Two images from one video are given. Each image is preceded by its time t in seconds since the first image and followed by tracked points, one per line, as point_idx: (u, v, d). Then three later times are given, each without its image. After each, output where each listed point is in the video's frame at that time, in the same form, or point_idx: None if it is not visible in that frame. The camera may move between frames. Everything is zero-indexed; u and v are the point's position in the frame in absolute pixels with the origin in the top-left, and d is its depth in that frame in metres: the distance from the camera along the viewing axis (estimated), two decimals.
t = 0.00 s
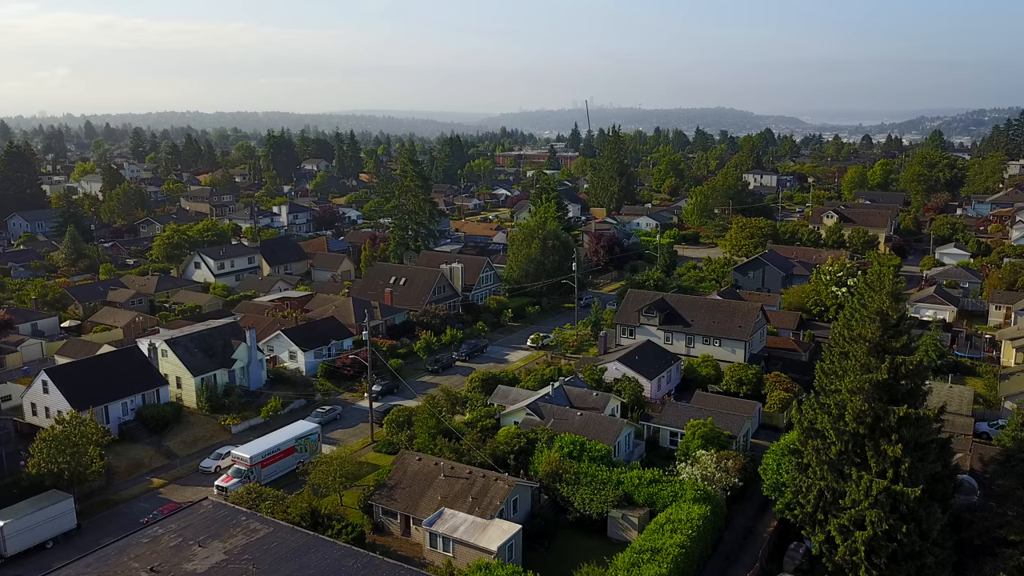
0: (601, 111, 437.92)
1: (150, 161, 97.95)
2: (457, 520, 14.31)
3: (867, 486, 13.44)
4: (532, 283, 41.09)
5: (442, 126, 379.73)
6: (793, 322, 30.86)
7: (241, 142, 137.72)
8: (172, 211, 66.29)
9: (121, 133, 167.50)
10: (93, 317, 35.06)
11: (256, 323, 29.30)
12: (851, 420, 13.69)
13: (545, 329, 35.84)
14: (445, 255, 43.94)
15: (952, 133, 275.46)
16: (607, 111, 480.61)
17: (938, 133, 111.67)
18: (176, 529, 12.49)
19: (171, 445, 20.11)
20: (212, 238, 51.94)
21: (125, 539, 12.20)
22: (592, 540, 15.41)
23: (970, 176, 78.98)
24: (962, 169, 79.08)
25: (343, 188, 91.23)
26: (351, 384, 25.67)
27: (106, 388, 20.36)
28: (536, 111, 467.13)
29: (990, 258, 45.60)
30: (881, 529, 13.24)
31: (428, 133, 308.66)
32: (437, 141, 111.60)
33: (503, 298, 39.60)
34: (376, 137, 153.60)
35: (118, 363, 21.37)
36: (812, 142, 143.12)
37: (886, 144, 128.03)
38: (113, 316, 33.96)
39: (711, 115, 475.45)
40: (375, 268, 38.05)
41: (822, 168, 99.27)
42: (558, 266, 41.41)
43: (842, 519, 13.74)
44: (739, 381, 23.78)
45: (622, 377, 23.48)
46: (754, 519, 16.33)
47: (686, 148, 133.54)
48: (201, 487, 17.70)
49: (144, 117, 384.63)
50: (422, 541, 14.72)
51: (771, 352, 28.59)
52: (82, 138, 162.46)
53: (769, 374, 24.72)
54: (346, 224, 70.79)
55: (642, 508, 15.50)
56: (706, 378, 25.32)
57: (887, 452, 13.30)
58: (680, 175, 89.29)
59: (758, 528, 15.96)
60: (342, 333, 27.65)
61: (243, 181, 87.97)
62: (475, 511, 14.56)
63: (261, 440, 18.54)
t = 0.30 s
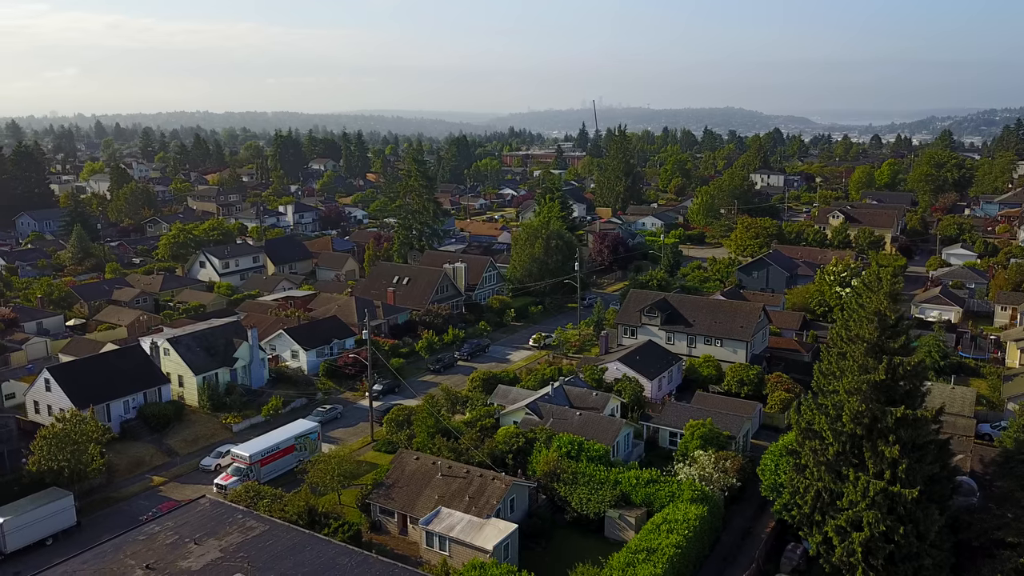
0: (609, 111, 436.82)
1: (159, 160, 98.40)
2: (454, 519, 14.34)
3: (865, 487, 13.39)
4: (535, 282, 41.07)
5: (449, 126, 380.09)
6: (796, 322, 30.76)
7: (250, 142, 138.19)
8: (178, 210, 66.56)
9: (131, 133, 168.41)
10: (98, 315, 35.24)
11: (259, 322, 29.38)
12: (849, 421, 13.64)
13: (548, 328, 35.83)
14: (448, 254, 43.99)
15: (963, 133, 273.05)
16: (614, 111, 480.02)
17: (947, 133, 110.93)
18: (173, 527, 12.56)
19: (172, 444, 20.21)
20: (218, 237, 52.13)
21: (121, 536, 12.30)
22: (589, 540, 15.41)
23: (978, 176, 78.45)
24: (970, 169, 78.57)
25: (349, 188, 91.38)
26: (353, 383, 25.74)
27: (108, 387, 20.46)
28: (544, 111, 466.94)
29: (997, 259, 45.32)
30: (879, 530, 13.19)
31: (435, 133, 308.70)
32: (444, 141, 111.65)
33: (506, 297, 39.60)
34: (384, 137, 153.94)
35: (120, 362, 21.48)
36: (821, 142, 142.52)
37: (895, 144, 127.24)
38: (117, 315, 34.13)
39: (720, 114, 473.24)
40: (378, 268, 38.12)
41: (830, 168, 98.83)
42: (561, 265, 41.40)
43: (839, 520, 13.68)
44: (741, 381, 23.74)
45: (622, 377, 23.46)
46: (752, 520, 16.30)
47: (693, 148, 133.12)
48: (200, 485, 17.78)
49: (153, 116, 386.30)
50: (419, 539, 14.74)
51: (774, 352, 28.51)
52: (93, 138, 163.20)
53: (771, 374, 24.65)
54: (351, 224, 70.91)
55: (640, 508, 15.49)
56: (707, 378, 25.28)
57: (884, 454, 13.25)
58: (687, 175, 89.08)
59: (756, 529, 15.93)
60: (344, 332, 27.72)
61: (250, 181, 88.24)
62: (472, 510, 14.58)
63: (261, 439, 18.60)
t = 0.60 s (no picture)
0: (616, 111, 436.32)
1: (166, 160, 98.75)
2: (450, 518, 14.37)
3: (861, 488, 13.35)
4: (538, 282, 41.08)
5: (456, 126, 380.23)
6: (798, 323, 30.67)
7: (258, 142, 138.48)
8: (184, 210, 66.77)
9: (140, 133, 168.99)
10: (103, 314, 35.40)
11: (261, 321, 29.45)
12: (846, 422, 13.59)
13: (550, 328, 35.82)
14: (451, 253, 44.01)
15: (974, 133, 270.78)
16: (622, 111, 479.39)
17: (957, 133, 110.15)
18: (170, 525, 12.64)
19: (173, 442, 20.29)
20: (223, 236, 52.29)
21: (118, 534, 12.36)
22: (586, 540, 15.41)
23: (987, 176, 77.94)
24: (979, 169, 78.07)
25: (355, 188, 91.50)
26: (353, 382, 25.80)
27: (110, 385, 20.57)
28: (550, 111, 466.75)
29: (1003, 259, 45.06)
30: (875, 531, 13.14)
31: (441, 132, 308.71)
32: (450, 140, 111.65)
33: (509, 297, 39.62)
34: (391, 137, 154.09)
35: (123, 361, 21.59)
36: (829, 142, 141.88)
37: (905, 143, 126.50)
38: (121, 314, 34.27)
39: (728, 114, 472.16)
40: (381, 267, 38.17)
41: (838, 168, 98.33)
42: (564, 265, 41.39)
43: (836, 521, 13.63)
44: (741, 381, 23.72)
45: (623, 377, 23.43)
46: (751, 520, 16.29)
47: (700, 148, 132.72)
48: (200, 483, 17.86)
49: (162, 116, 387.58)
50: (415, 538, 14.78)
51: (776, 352, 28.44)
52: (102, 137, 163.82)
53: (772, 374, 24.58)
54: (357, 224, 71.03)
55: (637, 508, 15.48)
56: (709, 379, 25.23)
57: (881, 455, 13.19)
58: (693, 175, 88.85)
59: (754, 529, 15.91)
60: (346, 331, 27.78)
61: (256, 180, 88.46)
62: (469, 509, 14.59)
63: (260, 437, 18.67)
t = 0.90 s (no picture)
0: (623, 111, 435.75)
1: (174, 160, 99.20)
2: (447, 518, 14.39)
3: (858, 490, 13.31)
4: (541, 282, 41.07)
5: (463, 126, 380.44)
6: (801, 323, 30.58)
7: (267, 142, 138.90)
8: (191, 210, 67.01)
9: (150, 133, 169.79)
10: (108, 313, 35.59)
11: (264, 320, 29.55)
12: (843, 423, 13.55)
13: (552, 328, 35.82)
14: (455, 253, 44.05)
15: (985, 132, 270.41)
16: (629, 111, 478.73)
17: (967, 133, 109.39)
18: (167, 523, 12.71)
19: (175, 441, 20.40)
20: (228, 236, 52.47)
21: (115, 531, 12.43)
22: (583, 540, 15.42)
23: (996, 176, 77.39)
24: (988, 169, 77.57)
25: (362, 188, 91.65)
26: (355, 382, 25.87)
27: (112, 384, 20.67)
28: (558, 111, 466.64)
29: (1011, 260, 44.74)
30: (872, 533, 13.08)
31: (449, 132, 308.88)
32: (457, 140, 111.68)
33: (512, 297, 39.63)
34: (399, 137, 154.38)
35: (125, 359, 21.68)
36: (838, 142, 141.23)
37: (914, 144, 125.71)
38: (126, 314, 34.43)
39: (736, 114, 470.84)
40: (384, 267, 38.24)
41: (846, 168, 97.84)
42: (567, 266, 41.37)
43: (833, 522, 13.59)
44: (742, 382, 23.67)
45: (623, 377, 23.42)
46: (749, 521, 16.27)
47: (708, 148, 132.34)
48: (200, 481, 17.95)
49: (172, 116, 389.42)
50: (412, 537, 14.83)
51: (778, 353, 28.36)
52: (113, 137, 164.71)
53: (773, 375, 24.50)
54: (363, 224, 71.16)
55: (634, 508, 15.47)
56: (710, 379, 25.19)
57: (878, 456, 13.15)
58: (700, 175, 88.61)
59: (752, 531, 15.88)
60: (348, 331, 27.86)
61: (263, 180, 88.72)
62: (465, 509, 14.62)
63: (260, 436, 18.75)
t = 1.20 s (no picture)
0: (630, 112, 435.30)
1: (182, 160, 99.59)
2: (444, 517, 14.41)
3: (856, 491, 13.27)
4: (544, 283, 41.04)
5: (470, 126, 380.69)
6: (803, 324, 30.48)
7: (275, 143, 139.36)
8: (198, 210, 67.23)
9: (160, 134, 170.59)
10: (112, 312, 35.75)
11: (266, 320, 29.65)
12: (841, 424, 13.51)
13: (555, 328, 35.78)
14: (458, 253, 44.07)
15: (995, 132, 270.51)
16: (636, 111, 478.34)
17: (976, 133, 108.69)
18: (163, 521, 12.77)
19: (175, 439, 20.48)
20: (233, 236, 52.64)
21: (112, 529, 12.50)
22: (580, 541, 15.41)
23: (1004, 176, 76.94)
24: (996, 169, 77.14)
25: (368, 188, 91.76)
26: (356, 381, 25.92)
27: (113, 383, 20.76)
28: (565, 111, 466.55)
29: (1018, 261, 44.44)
30: (869, 534, 13.03)
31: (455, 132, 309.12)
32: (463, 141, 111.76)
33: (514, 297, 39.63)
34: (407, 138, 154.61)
35: (127, 359, 21.77)
36: (847, 143, 140.78)
37: (923, 144, 125.02)
38: (130, 313, 34.58)
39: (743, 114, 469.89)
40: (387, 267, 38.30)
41: (854, 168, 97.41)
42: (570, 266, 41.35)
43: (830, 523, 13.55)
44: (743, 382, 23.63)
45: (623, 378, 23.38)
46: (747, 522, 16.25)
47: (716, 148, 131.97)
48: (199, 480, 18.02)
49: (180, 117, 391.14)
50: (409, 537, 14.86)
51: (780, 354, 28.26)
52: (123, 137, 165.48)
53: (775, 376, 24.42)
54: (368, 224, 71.24)
55: (631, 509, 15.45)
56: (711, 380, 25.13)
57: (875, 457, 13.11)
58: (706, 175, 88.42)
59: (750, 531, 15.86)
60: (349, 330, 27.92)
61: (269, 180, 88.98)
62: (462, 508, 14.63)
63: (260, 435, 18.81)
